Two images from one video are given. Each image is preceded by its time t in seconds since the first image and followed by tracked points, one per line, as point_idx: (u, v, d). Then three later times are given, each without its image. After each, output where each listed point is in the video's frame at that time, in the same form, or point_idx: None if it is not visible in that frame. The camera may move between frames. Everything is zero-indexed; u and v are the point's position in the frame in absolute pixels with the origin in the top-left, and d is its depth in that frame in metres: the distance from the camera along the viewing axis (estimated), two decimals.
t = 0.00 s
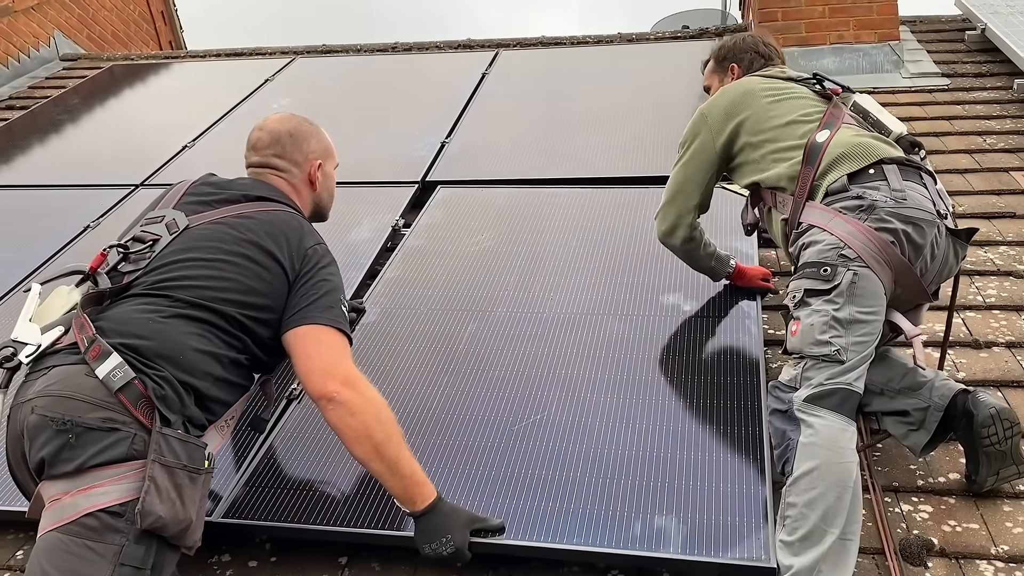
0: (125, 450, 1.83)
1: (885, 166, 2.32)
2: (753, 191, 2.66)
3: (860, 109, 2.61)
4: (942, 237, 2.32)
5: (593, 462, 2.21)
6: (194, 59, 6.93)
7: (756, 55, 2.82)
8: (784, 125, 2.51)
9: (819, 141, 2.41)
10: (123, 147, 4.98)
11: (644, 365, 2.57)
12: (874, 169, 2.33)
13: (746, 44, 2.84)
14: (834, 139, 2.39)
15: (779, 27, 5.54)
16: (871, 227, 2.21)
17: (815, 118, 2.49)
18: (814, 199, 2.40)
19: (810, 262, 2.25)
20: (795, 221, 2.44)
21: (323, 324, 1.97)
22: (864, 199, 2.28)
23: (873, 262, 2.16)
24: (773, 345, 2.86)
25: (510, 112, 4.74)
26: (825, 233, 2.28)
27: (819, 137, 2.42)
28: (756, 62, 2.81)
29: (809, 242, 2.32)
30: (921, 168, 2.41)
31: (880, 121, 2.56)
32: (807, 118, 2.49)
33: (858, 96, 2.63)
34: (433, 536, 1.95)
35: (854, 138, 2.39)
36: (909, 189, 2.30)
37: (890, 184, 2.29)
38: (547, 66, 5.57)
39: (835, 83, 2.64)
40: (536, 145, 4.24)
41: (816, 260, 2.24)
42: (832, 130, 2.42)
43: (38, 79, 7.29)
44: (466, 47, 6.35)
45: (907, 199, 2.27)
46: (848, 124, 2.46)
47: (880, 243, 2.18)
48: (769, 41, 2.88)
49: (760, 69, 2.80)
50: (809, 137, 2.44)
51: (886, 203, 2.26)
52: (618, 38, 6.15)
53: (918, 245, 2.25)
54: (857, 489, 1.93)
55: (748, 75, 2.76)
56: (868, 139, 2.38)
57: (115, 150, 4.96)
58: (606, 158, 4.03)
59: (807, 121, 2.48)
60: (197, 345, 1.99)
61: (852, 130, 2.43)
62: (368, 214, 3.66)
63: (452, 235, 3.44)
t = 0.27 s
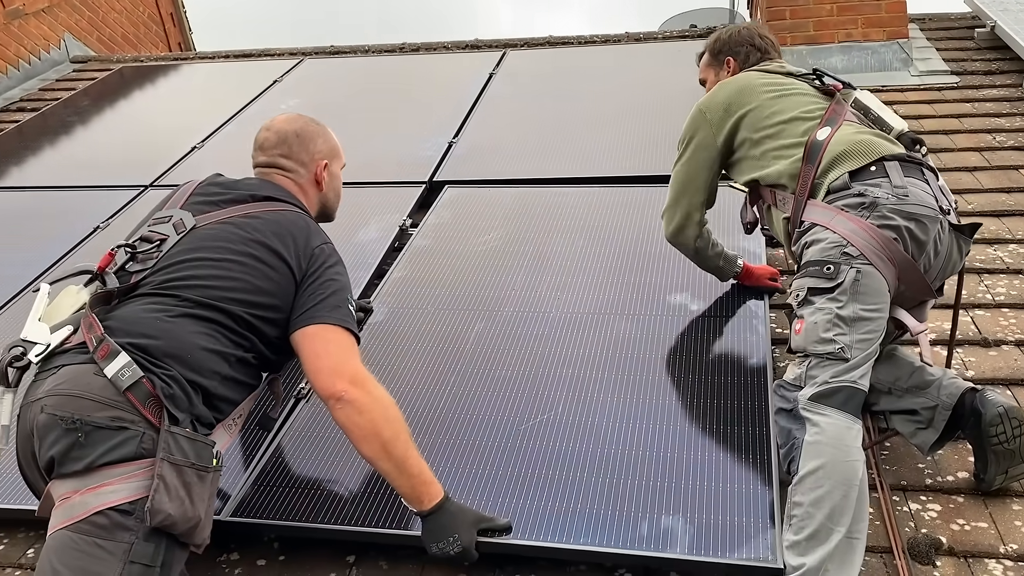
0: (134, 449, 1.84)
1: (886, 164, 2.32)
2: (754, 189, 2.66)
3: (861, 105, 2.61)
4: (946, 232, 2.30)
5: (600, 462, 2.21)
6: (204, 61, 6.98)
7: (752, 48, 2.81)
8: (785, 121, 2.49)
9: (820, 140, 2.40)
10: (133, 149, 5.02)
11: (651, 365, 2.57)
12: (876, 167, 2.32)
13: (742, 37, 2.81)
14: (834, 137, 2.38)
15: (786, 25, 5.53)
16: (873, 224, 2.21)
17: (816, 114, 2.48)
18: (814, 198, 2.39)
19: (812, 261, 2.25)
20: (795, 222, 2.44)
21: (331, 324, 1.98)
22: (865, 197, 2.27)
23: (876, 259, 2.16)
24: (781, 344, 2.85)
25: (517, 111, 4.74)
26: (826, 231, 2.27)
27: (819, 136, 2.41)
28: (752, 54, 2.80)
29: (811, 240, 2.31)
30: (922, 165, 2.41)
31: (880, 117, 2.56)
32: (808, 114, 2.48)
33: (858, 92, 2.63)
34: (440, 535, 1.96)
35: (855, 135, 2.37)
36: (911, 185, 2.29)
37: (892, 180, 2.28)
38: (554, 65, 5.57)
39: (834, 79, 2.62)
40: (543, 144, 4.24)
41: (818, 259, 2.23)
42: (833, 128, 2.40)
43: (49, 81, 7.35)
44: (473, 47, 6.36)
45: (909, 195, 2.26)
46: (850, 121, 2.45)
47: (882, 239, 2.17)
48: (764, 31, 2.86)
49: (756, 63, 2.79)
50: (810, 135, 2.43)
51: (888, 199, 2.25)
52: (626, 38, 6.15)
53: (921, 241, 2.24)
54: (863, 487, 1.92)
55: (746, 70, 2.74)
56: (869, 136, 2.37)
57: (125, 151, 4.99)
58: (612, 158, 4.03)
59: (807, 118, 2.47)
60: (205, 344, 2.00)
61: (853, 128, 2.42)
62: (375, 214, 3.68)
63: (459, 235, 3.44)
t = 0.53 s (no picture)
0: (142, 449, 1.86)
1: (886, 163, 2.32)
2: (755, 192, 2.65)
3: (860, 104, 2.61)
4: (948, 230, 2.30)
5: (606, 461, 2.21)
6: (214, 64, 7.02)
7: (745, 47, 2.80)
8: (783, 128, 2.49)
9: (817, 142, 2.39)
10: (143, 151, 5.05)
11: (657, 364, 2.57)
12: (875, 167, 2.32)
13: (734, 37, 2.81)
14: (831, 138, 2.38)
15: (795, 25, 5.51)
16: (873, 224, 2.20)
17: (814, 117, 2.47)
18: (815, 199, 2.39)
19: (813, 262, 2.24)
20: (796, 226, 2.44)
21: (338, 324, 1.99)
22: (864, 198, 2.27)
23: (877, 259, 2.15)
24: (790, 344, 2.84)
25: (524, 113, 4.75)
26: (827, 232, 2.27)
27: (817, 136, 2.40)
28: (746, 54, 2.80)
29: (812, 241, 2.31)
30: (923, 163, 2.40)
31: (880, 116, 2.56)
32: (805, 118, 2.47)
33: (856, 91, 2.62)
34: (447, 534, 1.96)
35: (853, 136, 2.37)
36: (910, 183, 2.28)
37: (891, 180, 2.28)
38: (562, 66, 5.58)
39: (830, 78, 2.64)
40: (551, 146, 4.25)
41: (819, 260, 2.23)
42: (831, 128, 2.40)
43: (62, 84, 7.41)
44: (482, 49, 6.38)
45: (908, 194, 2.25)
46: (848, 121, 2.45)
47: (883, 238, 2.16)
48: (754, 27, 2.86)
49: (750, 62, 2.80)
50: (808, 137, 2.43)
51: (887, 199, 2.24)
52: (634, 38, 6.15)
53: (922, 239, 2.23)
54: (869, 486, 1.92)
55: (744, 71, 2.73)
56: (868, 136, 2.37)
57: (136, 154, 5.03)
58: (619, 158, 4.03)
59: (804, 121, 2.46)
60: (213, 345, 2.02)
61: (851, 128, 2.42)
62: (383, 215, 3.70)
63: (466, 236, 3.46)
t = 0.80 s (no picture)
0: (145, 449, 1.88)
1: (883, 162, 2.30)
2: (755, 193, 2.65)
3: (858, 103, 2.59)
4: (947, 227, 2.29)
5: (613, 461, 2.22)
6: (224, 67, 7.07)
7: (745, 45, 2.81)
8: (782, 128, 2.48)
9: (813, 143, 2.39)
10: (154, 154, 5.09)
11: (665, 365, 2.57)
12: (873, 167, 2.30)
13: (734, 35, 2.82)
14: (828, 138, 2.37)
15: (804, 25, 5.48)
16: (870, 223, 2.19)
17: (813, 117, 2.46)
18: (813, 200, 2.38)
19: (812, 262, 2.23)
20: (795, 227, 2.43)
21: (343, 325, 2.01)
22: (862, 198, 2.26)
23: (875, 257, 2.14)
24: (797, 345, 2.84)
25: (532, 114, 4.76)
26: (825, 233, 2.26)
27: (813, 137, 2.40)
28: (746, 52, 2.80)
29: (810, 242, 2.30)
30: (921, 162, 2.39)
31: (878, 115, 2.54)
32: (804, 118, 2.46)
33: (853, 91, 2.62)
34: (454, 533, 1.97)
35: (850, 136, 2.36)
36: (908, 182, 2.27)
37: (889, 179, 2.27)
38: (570, 68, 5.58)
39: (829, 76, 2.66)
40: (558, 147, 4.25)
41: (817, 260, 2.22)
42: (828, 128, 2.39)
43: (74, 88, 7.47)
44: (490, 51, 6.39)
45: (905, 194, 2.24)
46: (846, 121, 2.43)
47: (881, 237, 2.16)
48: (756, 24, 2.85)
49: (750, 60, 2.80)
50: (805, 137, 2.42)
51: (884, 198, 2.23)
52: (643, 40, 6.14)
53: (921, 238, 2.22)
54: (872, 486, 1.91)
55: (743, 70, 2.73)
56: (866, 136, 2.36)
57: (147, 157, 5.07)
58: (627, 160, 4.03)
59: (803, 122, 2.45)
60: (217, 345, 2.04)
61: (849, 127, 2.41)
62: (391, 217, 3.71)
63: (474, 237, 3.47)
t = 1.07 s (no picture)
0: (155, 450, 1.89)
1: (893, 162, 2.28)
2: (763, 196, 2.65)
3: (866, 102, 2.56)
4: (957, 227, 2.27)
5: (622, 463, 2.22)
6: (235, 70, 7.11)
7: (748, 49, 2.82)
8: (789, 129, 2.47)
9: (823, 144, 2.37)
10: (165, 157, 5.13)
11: (673, 367, 2.57)
12: (881, 166, 2.28)
13: (738, 38, 2.83)
14: (837, 139, 2.36)
15: (813, 26, 5.44)
16: (880, 224, 2.18)
17: (819, 117, 2.45)
18: (822, 201, 2.37)
19: (821, 263, 2.22)
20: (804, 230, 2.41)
21: (352, 327, 2.01)
22: (871, 196, 2.24)
23: (884, 257, 2.13)
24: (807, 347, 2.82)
25: (541, 116, 4.77)
26: (835, 233, 2.25)
27: (822, 138, 2.39)
28: (749, 55, 2.81)
29: (819, 243, 2.29)
30: (931, 162, 2.37)
31: (887, 115, 2.52)
32: (810, 118, 2.45)
33: (862, 89, 2.59)
34: (462, 535, 1.97)
35: (859, 136, 2.35)
36: (917, 182, 2.25)
37: (897, 179, 2.25)
38: (579, 70, 5.59)
39: (837, 78, 2.60)
40: (567, 149, 4.25)
41: (827, 261, 2.21)
42: (837, 129, 2.38)
43: (86, 92, 7.53)
44: (499, 53, 6.40)
45: (916, 193, 2.22)
46: (854, 122, 2.43)
47: (891, 238, 2.14)
48: (758, 29, 2.87)
49: (754, 63, 2.81)
50: (814, 137, 2.41)
51: (893, 198, 2.21)
52: (652, 41, 6.13)
53: (930, 238, 2.21)
54: (882, 487, 1.89)
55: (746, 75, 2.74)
56: (874, 136, 2.34)
57: (158, 160, 5.11)
58: (635, 161, 4.03)
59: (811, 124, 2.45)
60: (225, 346, 2.05)
61: (858, 130, 2.40)
62: (400, 219, 3.72)
63: (482, 239, 3.47)
